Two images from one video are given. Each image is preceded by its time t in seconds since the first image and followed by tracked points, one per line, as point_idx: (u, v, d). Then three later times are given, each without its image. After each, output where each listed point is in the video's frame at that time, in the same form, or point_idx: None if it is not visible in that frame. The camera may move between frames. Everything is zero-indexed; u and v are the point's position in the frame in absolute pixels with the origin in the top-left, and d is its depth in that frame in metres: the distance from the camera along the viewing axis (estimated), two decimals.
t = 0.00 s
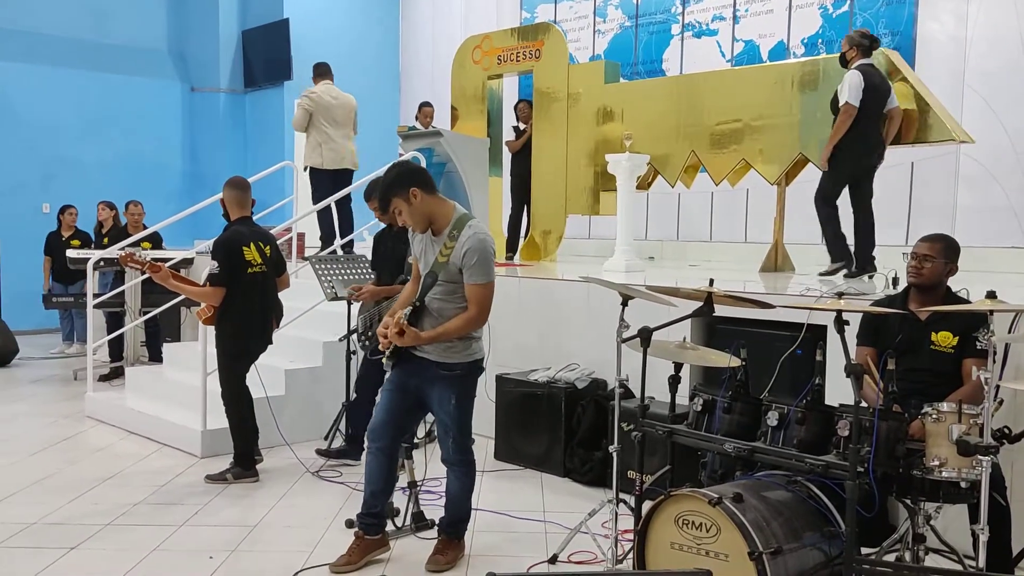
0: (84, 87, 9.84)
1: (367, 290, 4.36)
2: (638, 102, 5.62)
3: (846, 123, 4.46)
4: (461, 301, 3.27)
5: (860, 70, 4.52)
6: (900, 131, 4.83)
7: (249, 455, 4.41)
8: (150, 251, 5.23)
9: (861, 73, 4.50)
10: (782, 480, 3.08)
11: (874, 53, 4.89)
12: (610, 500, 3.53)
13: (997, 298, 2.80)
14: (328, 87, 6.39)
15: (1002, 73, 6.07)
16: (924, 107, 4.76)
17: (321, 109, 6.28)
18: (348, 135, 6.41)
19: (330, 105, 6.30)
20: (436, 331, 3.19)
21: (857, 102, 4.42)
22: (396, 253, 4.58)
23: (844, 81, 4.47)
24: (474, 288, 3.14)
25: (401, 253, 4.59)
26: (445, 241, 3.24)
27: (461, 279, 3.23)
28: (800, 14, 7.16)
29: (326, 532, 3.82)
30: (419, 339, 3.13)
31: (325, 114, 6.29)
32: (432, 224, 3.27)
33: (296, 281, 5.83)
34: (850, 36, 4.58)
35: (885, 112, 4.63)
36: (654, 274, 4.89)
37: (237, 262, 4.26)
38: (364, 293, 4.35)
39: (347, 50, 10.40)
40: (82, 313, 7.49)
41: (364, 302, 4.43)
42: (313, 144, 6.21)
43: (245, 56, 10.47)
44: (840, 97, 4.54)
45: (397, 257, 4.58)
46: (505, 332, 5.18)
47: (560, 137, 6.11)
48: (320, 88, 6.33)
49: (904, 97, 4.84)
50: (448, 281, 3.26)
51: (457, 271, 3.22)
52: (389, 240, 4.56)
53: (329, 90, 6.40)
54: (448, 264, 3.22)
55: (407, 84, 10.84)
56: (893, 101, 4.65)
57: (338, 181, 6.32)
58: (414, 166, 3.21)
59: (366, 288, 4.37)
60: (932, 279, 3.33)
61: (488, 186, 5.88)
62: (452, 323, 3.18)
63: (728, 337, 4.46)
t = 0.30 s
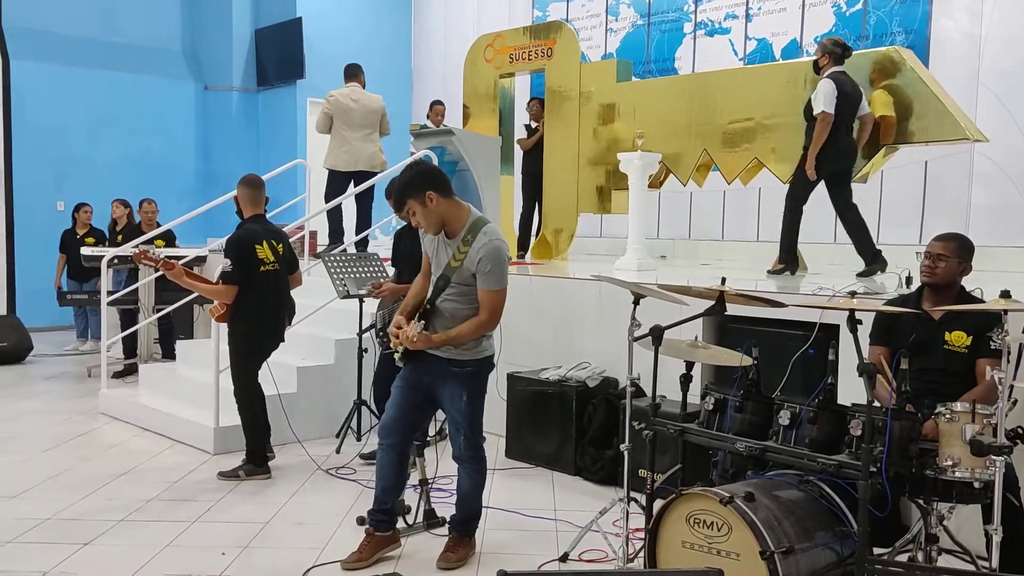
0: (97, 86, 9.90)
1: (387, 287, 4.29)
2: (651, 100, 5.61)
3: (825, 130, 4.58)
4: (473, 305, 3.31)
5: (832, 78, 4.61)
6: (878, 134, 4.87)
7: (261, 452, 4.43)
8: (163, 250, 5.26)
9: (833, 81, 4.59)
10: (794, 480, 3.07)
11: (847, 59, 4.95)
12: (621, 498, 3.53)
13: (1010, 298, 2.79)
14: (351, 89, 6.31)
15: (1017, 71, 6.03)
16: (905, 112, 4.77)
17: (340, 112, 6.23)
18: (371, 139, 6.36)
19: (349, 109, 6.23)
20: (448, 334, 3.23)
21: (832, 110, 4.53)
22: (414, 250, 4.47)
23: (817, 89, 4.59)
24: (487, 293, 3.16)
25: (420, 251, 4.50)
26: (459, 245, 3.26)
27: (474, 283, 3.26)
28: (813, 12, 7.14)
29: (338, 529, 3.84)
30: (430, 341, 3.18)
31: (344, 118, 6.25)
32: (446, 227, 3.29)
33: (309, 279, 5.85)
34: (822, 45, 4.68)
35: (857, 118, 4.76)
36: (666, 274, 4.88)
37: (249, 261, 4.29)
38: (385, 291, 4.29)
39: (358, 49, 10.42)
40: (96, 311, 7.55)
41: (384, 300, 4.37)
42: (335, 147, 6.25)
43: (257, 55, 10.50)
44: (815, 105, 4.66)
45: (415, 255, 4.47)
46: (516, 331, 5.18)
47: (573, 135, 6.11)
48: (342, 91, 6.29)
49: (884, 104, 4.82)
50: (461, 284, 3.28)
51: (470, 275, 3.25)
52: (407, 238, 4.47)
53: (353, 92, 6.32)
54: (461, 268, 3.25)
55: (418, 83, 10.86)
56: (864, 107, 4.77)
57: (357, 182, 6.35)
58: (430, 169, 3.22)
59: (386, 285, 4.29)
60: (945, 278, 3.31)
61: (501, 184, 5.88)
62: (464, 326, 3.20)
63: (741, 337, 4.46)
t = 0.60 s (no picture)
0: (142, 87, 10.06)
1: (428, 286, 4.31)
2: (689, 100, 5.60)
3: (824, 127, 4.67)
4: (510, 308, 3.33)
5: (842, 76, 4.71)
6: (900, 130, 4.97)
7: (299, 449, 4.47)
8: (205, 249, 5.34)
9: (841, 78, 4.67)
10: (833, 483, 3.03)
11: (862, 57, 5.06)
12: (656, 500, 3.52)
13: None
14: (396, 91, 6.38)
15: None
16: (925, 111, 4.86)
17: (382, 114, 6.34)
18: (416, 140, 6.37)
19: (390, 111, 6.31)
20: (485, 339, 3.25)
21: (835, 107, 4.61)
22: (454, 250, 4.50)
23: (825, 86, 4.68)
24: (524, 298, 3.18)
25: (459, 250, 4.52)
26: (498, 249, 3.28)
27: (512, 288, 3.28)
28: (855, 11, 7.06)
29: (373, 527, 3.86)
30: (469, 346, 3.20)
31: (386, 120, 6.33)
32: (484, 232, 3.29)
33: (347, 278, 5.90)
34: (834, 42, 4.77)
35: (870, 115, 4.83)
36: (703, 274, 4.86)
37: (288, 261, 4.33)
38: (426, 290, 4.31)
39: (394, 49, 10.49)
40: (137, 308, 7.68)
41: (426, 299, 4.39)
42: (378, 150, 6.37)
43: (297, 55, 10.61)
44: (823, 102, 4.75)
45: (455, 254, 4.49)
46: (552, 332, 5.18)
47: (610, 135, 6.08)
48: (387, 93, 6.40)
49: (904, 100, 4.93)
50: (498, 288, 3.31)
51: (507, 279, 3.27)
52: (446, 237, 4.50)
53: (397, 94, 6.39)
54: (499, 272, 3.27)
55: (455, 84, 10.90)
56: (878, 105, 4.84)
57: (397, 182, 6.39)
58: (470, 174, 3.22)
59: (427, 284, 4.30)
60: (989, 280, 3.27)
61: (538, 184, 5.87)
62: (503, 329, 3.21)
63: (779, 339, 4.43)
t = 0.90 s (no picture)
0: (210, 91, 10.27)
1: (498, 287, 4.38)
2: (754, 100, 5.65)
3: (883, 128, 4.65)
4: (570, 311, 3.33)
5: (901, 75, 4.67)
6: (955, 129, 5.00)
7: (360, 447, 4.52)
8: (273, 249, 5.46)
9: (901, 77, 4.65)
10: (899, 491, 2.90)
11: (922, 54, 5.13)
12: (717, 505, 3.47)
13: None
14: (462, 95, 6.48)
15: None
16: (985, 110, 4.88)
17: (447, 118, 6.46)
18: (480, 141, 6.43)
19: (454, 114, 6.42)
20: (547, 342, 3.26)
21: (895, 108, 4.59)
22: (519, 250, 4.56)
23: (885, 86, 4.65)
24: (586, 301, 3.19)
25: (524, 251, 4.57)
26: (557, 253, 3.28)
27: (573, 290, 3.28)
28: (926, 9, 6.91)
29: (433, 526, 3.89)
30: (532, 349, 3.21)
31: (451, 123, 6.45)
32: (543, 236, 3.30)
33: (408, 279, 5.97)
34: (894, 40, 4.74)
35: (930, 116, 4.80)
36: (766, 277, 4.81)
37: (351, 260, 4.39)
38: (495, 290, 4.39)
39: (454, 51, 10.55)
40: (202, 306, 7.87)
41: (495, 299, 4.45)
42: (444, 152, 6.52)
43: (361, 58, 10.69)
44: (883, 103, 4.71)
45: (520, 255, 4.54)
46: (610, 333, 5.17)
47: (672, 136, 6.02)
48: (452, 97, 6.51)
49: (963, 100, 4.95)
50: (559, 292, 3.31)
51: (568, 283, 3.28)
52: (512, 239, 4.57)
53: (461, 97, 6.47)
54: (559, 276, 3.27)
55: (516, 87, 10.93)
56: (937, 105, 4.81)
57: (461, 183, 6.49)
58: (531, 180, 3.23)
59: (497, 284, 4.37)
60: None
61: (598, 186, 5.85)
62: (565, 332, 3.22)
63: (842, 343, 4.34)
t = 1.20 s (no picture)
0: (304, 98, 10.62)
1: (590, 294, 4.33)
2: (847, 104, 5.50)
3: (989, 130, 4.47)
4: (658, 317, 3.31)
5: (1006, 76, 4.50)
6: None
7: (447, 449, 4.58)
8: (366, 254, 5.62)
9: (1006, 77, 4.48)
10: (1006, 510, 2.76)
11: None
12: (807, 518, 3.39)
13: None
14: (555, 102, 6.52)
15: None
16: None
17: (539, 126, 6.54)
18: (573, 148, 6.51)
19: (546, 122, 6.48)
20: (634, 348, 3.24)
21: (1001, 109, 4.41)
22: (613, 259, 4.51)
23: (989, 87, 4.48)
24: (674, 308, 3.17)
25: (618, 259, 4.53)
26: (645, 259, 3.26)
27: (660, 296, 3.26)
28: None
29: (520, 529, 3.91)
30: (620, 354, 3.20)
31: (544, 131, 6.53)
32: (631, 242, 3.28)
33: (496, 284, 6.05)
34: (998, 41, 4.58)
35: None
36: (861, 286, 4.68)
37: (441, 264, 4.47)
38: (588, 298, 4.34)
39: (539, 57, 10.59)
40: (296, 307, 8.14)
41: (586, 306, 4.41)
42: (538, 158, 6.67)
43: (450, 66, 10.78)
44: (988, 105, 4.54)
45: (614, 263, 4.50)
46: (696, 341, 5.11)
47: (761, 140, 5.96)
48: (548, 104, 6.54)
49: None
50: (646, 297, 3.29)
51: (656, 288, 3.25)
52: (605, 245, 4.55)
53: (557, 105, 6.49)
54: (647, 281, 3.25)
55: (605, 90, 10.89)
56: None
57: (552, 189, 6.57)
58: (619, 185, 3.22)
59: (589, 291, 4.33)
60: None
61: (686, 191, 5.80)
62: (651, 337, 3.19)
63: (945, 356, 4.19)
